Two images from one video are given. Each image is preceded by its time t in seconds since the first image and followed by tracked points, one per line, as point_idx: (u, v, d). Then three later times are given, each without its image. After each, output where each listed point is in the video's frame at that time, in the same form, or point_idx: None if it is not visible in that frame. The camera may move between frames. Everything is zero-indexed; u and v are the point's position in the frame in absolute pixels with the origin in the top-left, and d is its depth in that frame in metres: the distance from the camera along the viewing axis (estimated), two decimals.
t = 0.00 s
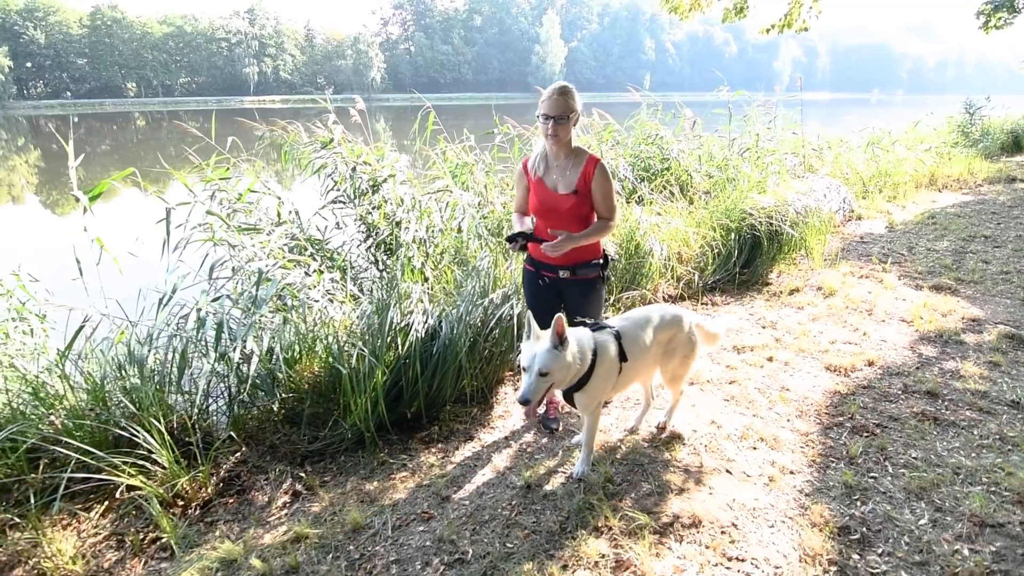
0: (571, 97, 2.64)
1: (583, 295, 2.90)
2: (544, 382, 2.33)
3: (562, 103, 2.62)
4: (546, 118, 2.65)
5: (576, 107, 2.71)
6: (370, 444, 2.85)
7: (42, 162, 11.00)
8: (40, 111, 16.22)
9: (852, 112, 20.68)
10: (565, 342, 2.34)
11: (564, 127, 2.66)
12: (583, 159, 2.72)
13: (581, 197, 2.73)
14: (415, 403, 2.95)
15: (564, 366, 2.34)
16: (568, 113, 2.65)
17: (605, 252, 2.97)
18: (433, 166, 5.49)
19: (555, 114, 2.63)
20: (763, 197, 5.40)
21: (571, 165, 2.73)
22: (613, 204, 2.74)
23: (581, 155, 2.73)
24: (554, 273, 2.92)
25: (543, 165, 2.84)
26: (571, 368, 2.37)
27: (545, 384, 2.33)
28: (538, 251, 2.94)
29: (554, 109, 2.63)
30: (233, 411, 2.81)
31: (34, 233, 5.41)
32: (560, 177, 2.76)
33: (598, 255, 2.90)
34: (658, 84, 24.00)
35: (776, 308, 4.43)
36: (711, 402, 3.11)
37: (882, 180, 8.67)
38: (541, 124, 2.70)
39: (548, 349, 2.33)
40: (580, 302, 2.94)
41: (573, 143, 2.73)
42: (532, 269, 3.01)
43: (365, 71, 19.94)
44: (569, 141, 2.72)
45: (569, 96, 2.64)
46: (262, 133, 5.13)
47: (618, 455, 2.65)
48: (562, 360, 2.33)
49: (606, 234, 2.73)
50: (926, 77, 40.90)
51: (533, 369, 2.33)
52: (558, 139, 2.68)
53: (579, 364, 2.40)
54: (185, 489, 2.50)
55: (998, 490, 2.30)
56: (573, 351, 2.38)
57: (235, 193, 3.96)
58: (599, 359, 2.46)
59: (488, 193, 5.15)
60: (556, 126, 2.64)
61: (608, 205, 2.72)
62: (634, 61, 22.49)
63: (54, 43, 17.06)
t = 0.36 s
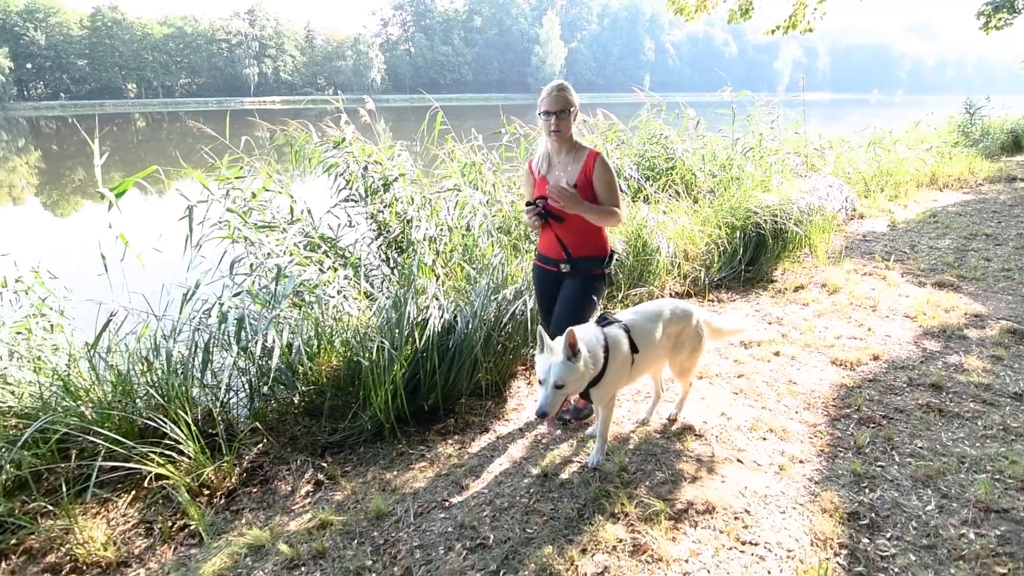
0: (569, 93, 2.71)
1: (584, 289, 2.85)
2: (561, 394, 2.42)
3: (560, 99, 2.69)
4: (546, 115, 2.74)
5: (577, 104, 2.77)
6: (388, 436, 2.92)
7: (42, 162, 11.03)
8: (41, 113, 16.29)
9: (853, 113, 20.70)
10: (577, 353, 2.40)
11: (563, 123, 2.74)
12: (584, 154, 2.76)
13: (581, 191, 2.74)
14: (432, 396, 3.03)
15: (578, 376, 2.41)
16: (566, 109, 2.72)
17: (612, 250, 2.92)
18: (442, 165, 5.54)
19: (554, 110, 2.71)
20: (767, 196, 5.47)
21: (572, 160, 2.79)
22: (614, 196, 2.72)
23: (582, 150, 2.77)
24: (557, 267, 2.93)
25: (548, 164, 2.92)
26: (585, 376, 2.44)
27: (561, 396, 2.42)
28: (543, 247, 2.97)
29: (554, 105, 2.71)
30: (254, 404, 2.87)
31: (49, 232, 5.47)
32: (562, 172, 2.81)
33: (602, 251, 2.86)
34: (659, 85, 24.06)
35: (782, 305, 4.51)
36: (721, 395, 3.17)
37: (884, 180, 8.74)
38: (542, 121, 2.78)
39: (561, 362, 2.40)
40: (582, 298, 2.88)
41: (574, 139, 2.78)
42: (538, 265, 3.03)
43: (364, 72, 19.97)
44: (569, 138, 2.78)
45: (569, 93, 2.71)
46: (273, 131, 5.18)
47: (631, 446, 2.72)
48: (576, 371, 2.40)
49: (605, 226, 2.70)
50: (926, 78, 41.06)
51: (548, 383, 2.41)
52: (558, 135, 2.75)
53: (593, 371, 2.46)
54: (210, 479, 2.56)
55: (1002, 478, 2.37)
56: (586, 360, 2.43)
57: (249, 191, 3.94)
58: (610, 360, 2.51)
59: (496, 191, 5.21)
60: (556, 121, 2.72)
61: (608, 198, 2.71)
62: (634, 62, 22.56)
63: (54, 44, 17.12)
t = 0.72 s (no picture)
0: (565, 95, 2.51)
1: (573, 295, 2.73)
2: (548, 396, 2.49)
3: (553, 102, 2.51)
4: (540, 118, 2.58)
5: (576, 105, 2.56)
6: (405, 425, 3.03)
7: (45, 163, 11.12)
8: (43, 115, 16.39)
9: (854, 113, 20.75)
10: (565, 361, 2.43)
11: (559, 126, 2.55)
12: (577, 160, 2.55)
13: (571, 199, 2.57)
14: (446, 387, 3.15)
15: (566, 383, 2.45)
16: (560, 112, 2.52)
17: (610, 258, 2.71)
18: (449, 164, 5.63)
19: (548, 113, 2.54)
20: (770, 194, 5.56)
21: (566, 166, 2.60)
22: (605, 207, 2.48)
23: (577, 155, 2.56)
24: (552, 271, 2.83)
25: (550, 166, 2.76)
26: (575, 383, 2.46)
27: (548, 398, 2.49)
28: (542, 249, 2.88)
29: (550, 110, 2.54)
30: (274, 395, 2.97)
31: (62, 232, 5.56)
32: (557, 178, 2.65)
33: (595, 259, 2.67)
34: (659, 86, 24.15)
35: (785, 301, 4.60)
36: (727, 387, 3.26)
37: (884, 179, 8.83)
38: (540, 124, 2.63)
39: (550, 366, 2.46)
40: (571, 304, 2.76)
41: (572, 144, 2.58)
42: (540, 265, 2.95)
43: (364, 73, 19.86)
44: (566, 142, 2.59)
45: (564, 95, 2.51)
46: (283, 130, 5.24)
47: (640, 434, 2.81)
48: (563, 378, 2.45)
49: (590, 237, 2.50)
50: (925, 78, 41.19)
51: (538, 383, 2.51)
52: (552, 139, 2.58)
53: (584, 378, 2.48)
54: (235, 466, 2.66)
55: (999, 463, 2.46)
56: (576, 369, 2.45)
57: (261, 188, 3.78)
58: (610, 364, 2.53)
59: (504, 190, 5.30)
60: (548, 125, 2.55)
61: (597, 208, 2.49)
62: (634, 63, 22.65)
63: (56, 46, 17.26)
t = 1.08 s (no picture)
0: (553, 97, 2.48)
1: (559, 294, 2.72)
2: (535, 411, 2.46)
3: (541, 102, 2.49)
4: (528, 119, 2.55)
5: (565, 107, 2.54)
6: (418, 414, 3.14)
7: (47, 163, 11.21)
8: (46, 115, 16.48)
9: (855, 111, 20.78)
10: (551, 375, 2.41)
11: (546, 127, 2.53)
12: (564, 162, 2.52)
13: (557, 200, 2.55)
14: (457, 378, 3.25)
15: (552, 396, 2.44)
16: (548, 113, 2.50)
17: (596, 259, 2.69)
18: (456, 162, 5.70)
19: (534, 114, 2.52)
20: (771, 192, 5.64)
21: (554, 167, 2.58)
22: (591, 208, 2.46)
23: (564, 157, 2.54)
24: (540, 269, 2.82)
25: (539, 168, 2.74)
26: (560, 394, 2.46)
27: (536, 413, 2.46)
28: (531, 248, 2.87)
29: (538, 111, 2.52)
30: (291, 386, 3.05)
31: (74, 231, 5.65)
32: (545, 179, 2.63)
33: (581, 260, 2.65)
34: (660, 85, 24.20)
35: (787, 296, 4.69)
36: (729, 378, 3.35)
37: (884, 177, 8.90)
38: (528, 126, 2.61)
39: (535, 382, 2.42)
40: (558, 304, 2.75)
41: (560, 145, 2.56)
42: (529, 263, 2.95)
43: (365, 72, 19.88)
44: (553, 144, 2.56)
45: (552, 95, 2.49)
46: (292, 129, 5.31)
47: (646, 423, 2.91)
48: (549, 392, 2.43)
49: (576, 239, 2.48)
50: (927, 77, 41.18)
51: (523, 400, 2.46)
52: (539, 140, 2.56)
53: (570, 388, 2.48)
54: (255, 453, 2.76)
55: (993, 449, 2.55)
56: (562, 380, 2.44)
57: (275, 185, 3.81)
58: (593, 370, 2.52)
59: (509, 188, 5.39)
60: (536, 127, 2.52)
61: (584, 209, 2.46)
62: (635, 61, 22.69)
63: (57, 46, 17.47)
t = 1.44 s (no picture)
0: (553, 95, 2.51)
1: (554, 294, 2.77)
2: (497, 440, 2.38)
3: (541, 100, 2.51)
4: (527, 115, 2.57)
5: (564, 107, 2.57)
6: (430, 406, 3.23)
7: (50, 162, 11.29)
8: (51, 114, 16.58)
9: (859, 111, 20.74)
10: (502, 405, 2.32)
11: (544, 125, 2.55)
12: (563, 160, 2.56)
13: (554, 199, 2.58)
14: (468, 371, 3.34)
15: (509, 422, 2.35)
16: (548, 111, 2.52)
17: (590, 258, 2.76)
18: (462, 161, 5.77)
19: (534, 110, 2.53)
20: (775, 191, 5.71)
21: (551, 165, 2.61)
22: (589, 209, 2.52)
23: (562, 155, 2.57)
24: (533, 268, 2.85)
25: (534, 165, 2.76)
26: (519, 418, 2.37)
27: (497, 442, 2.38)
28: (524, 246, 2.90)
29: (537, 106, 2.53)
30: (306, 378, 3.13)
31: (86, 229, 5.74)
32: (542, 177, 2.66)
33: (577, 259, 2.71)
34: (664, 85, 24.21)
35: (790, 293, 4.77)
36: (733, 372, 3.43)
37: (887, 176, 8.95)
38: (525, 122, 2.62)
39: (489, 414, 2.34)
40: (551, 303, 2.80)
41: (558, 144, 2.59)
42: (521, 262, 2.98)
43: (367, 71, 20.00)
44: (552, 142, 2.60)
45: (552, 94, 2.52)
46: (301, 129, 5.39)
47: (651, 415, 2.98)
48: (505, 419, 2.34)
49: (575, 239, 2.54)
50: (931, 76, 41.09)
51: (483, 433, 2.39)
52: (537, 137, 2.58)
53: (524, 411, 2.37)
54: (273, 441, 2.85)
55: (990, 440, 2.62)
56: (514, 406, 2.34)
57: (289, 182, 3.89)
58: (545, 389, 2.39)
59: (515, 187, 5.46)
60: (535, 123, 2.54)
61: (582, 209, 2.52)
62: (638, 61, 22.71)
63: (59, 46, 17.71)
